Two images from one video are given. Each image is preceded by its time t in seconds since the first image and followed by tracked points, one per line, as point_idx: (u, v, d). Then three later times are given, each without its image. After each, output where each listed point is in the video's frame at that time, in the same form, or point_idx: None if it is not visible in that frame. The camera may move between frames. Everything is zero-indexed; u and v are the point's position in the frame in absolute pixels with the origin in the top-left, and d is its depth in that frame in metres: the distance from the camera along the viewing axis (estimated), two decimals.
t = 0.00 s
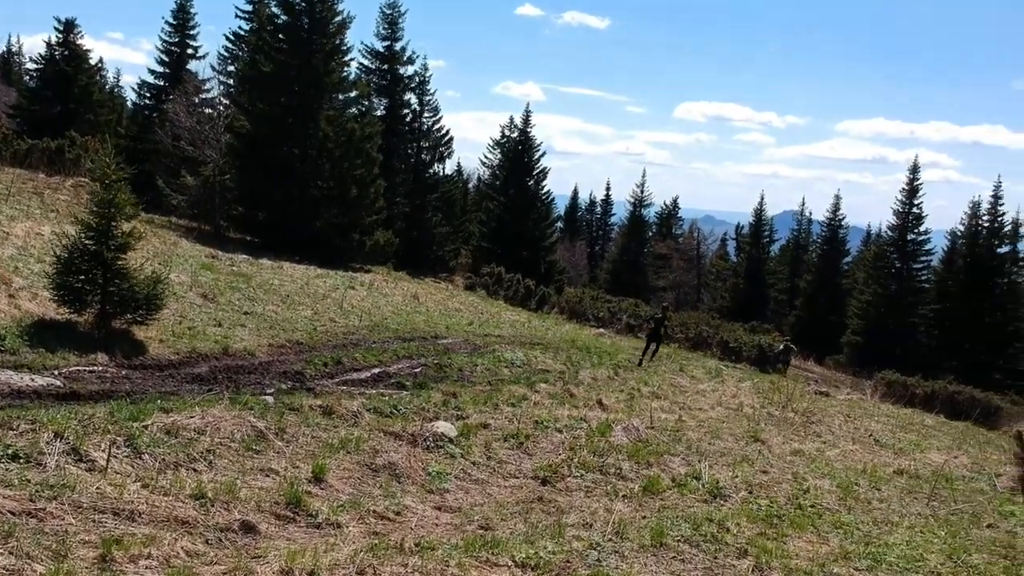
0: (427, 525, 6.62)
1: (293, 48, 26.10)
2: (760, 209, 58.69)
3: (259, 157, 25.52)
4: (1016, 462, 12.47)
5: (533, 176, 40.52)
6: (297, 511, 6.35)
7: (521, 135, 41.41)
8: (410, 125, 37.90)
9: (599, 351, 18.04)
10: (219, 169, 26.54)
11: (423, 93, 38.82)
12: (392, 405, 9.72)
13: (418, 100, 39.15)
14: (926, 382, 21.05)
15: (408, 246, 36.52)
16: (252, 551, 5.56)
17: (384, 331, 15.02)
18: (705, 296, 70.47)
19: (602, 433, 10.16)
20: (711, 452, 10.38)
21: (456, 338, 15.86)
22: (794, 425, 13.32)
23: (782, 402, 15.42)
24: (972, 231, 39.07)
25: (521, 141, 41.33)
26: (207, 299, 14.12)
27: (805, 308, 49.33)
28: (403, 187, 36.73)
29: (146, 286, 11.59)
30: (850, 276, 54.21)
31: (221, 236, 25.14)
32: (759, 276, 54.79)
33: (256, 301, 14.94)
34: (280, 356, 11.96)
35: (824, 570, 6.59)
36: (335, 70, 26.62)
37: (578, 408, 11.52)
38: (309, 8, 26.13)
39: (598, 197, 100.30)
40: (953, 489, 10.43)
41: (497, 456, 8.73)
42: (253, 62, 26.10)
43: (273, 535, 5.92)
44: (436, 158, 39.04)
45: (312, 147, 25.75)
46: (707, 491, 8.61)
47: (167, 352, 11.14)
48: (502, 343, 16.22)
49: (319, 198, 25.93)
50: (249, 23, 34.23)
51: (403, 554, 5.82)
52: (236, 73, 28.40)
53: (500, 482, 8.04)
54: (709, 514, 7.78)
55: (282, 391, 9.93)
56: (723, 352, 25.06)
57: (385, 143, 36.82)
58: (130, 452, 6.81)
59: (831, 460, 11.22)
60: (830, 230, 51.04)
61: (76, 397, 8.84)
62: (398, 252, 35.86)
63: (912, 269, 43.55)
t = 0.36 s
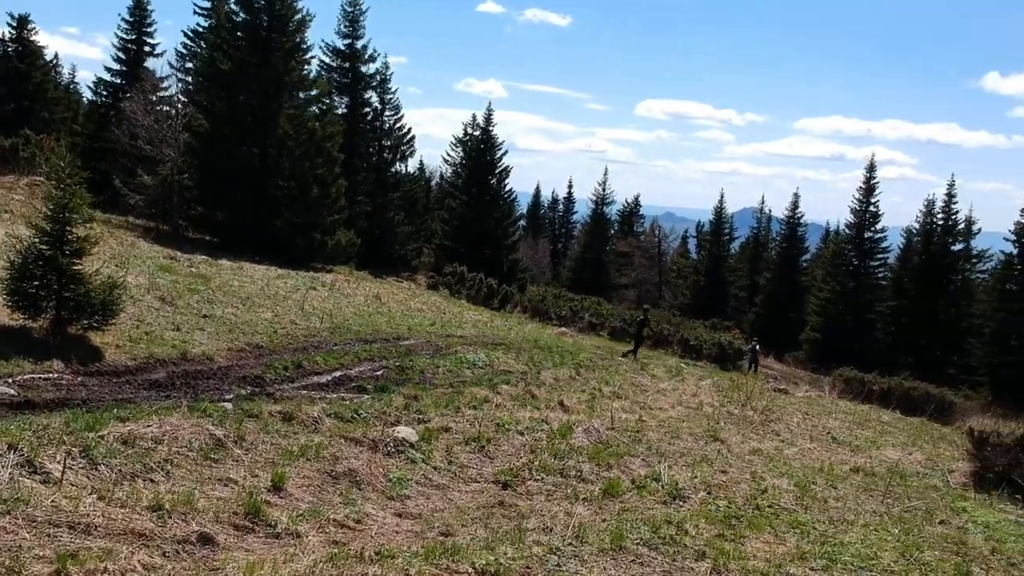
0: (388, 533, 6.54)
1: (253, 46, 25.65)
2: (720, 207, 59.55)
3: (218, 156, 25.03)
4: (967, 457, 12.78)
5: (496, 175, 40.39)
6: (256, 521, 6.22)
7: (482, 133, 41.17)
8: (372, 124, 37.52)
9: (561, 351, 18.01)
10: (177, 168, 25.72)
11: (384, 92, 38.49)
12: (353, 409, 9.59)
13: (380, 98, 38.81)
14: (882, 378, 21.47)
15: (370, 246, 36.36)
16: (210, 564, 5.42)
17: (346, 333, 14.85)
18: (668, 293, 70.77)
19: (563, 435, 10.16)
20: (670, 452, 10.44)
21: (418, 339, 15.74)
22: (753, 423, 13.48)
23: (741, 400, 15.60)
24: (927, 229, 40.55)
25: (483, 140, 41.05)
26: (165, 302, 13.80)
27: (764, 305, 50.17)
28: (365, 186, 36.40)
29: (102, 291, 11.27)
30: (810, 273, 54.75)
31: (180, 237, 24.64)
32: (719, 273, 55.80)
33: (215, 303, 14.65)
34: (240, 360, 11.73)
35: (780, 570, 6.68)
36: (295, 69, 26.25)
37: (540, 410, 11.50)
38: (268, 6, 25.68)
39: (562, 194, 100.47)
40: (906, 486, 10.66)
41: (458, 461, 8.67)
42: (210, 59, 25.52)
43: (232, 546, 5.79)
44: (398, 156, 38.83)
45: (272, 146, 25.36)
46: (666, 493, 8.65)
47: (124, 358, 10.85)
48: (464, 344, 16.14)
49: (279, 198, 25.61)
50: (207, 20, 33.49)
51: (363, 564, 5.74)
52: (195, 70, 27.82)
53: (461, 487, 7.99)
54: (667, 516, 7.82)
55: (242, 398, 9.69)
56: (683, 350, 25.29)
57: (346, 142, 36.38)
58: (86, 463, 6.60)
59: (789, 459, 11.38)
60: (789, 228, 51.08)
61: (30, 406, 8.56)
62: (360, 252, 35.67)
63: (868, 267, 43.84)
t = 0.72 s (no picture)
0: (343, 542, 6.44)
1: (206, 44, 25.18)
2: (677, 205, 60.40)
3: (172, 155, 24.42)
4: (916, 453, 13.08)
5: (454, 174, 40.24)
6: (209, 532, 6.06)
7: (440, 132, 40.92)
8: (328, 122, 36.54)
9: (519, 350, 17.99)
10: (130, 168, 25.09)
11: (341, 90, 38.12)
12: (308, 415, 9.43)
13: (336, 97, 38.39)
14: (835, 374, 21.89)
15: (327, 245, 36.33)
16: None
17: (302, 335, 14.62)
18: (625, 290, 71.45)
19: (520, 437, 10.14)
20: (626, 453, 10.50)
21: (376, 340, 15.59)
22: (709, 422, 13.63)
23: (697, 398, 15.76)
24: (881, 227, 42.19)
25: (441, 138, 40.76)
26: (117, 305, 13.41)
27: (720, 302, 50.79)
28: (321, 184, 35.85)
29: (52, 297, 10.91)
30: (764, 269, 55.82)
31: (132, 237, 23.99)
32: (675, 270, 56.80)
33: (169, 306, 14.32)
34: (194, 365, 11.45)
35: (733, 572, 6.77)
36: (250, 67, 25.87)
37: (498, 412, 11.45)
38: (222, 3, 25.28)
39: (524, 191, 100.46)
40: (858, 483, 10.87)
41: (415, 466, 8.59)
42: (162, 56, 24.90)
43: (185, 559, 5.63)
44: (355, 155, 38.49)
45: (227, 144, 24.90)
46: (622, 494, 8.69)
47: (75, 365, 10.52)
48: (422, 345, 16.02)
49: (234, 198, 25.24)
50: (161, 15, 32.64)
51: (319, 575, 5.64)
52: (147, 67, 27.16)
53: (418, 493, 7.91)
54: (623, 518, 7.85)
55: (197, 406, 9.39)
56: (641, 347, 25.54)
57: (301, 141, 35.35)
58: (33, 475, 6.35)
59: (744, 457, 11.51)
60: (744, 225, 51.58)
61: None
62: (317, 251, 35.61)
63: (823, 264, 44.72)
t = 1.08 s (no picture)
0: (301, 552, 6.32)
1: (162, 41, 24.64)
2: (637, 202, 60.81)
3: (127, 155, 23.87)
4: (871, 450, 13.36)
5: (415, 172, 40.05)
6: (163, 546, 5.89)
7: (401, 129, 40.72)
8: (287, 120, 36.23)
9: (479, 350, 17.93)
10: (84, 167, 24.40)
11: (300, 88, 37.72)
12: (266, 421, 9.26)
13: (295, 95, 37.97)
14: (792, 371, 22.25)
15: (285, 245, 35.62)
16: None
17: (261, 338, 14.36)
18: (587, 288, 71.98)
19: (480, 441, 10.10)
20: (586, 454, 10.52)
21: (336, 342, 15.40)
22: (668, 421, 13.74)
23: (657, 397, 15.88)
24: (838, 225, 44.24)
25: (401, 136, 40.43)
26: (70, 309, 13.02)
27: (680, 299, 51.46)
28: (281, 183, 35.20)
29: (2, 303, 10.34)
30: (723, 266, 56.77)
31: (87, 237, 23.34)
32: (637, 267, 57.23)
33: (124, 309, 13.95)
34: (150, 372, 11.12)
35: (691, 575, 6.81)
36: (208, 65, 25.43)
37: (458, 415, 11.38)
38: None
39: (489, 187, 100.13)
40: (815, 482, 11.05)
41: (374, 472, 8.50)
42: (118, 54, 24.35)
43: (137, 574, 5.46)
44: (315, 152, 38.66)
45: (184, 143, 24.44)
46: (581, 497, 8.70)
47: (25, 372, 9.96)
48: (383, 346, 15.86)
49: (192, 198, 24.79)
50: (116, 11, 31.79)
51: None
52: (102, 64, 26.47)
53: (376, 500, 7.82)
54: (582, 522, 7.85)
55: (153, 415, 9.09)
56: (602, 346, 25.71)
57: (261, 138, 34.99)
58: None
59: (703, 457, 11.61)
60: (704, 222, 52.25)
61: None
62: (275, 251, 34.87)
63: (781, 260, 44.13)
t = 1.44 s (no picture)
0: (266, 564, 6.20)
1: (128, 38, 24.10)
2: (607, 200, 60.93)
3: (91, 153, 23.41)
4: (839, 449, 13.53)
5: (385, 170, 39.74)
6: (124, 560, 5.72)
7: (371, 127, 40.42)
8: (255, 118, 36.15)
9: (449, 350, 17.85)
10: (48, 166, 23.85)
11: (268, 86, 37.24)
12: (232, 428, 9.11)
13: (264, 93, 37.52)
14: (761, 369, 22.49)
15: (252, 246, 34.45)
16: None
17: (228, 341, 14.12)
18: (558, 286, 72.13)
19: (449, 445, 10.05)
20: (556, 457, 10.53)
21: (305, 344, 15.21)
22: (638, 422, 13.82)
23: (627, 397, 15.95)
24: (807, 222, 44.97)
25: (371, 134, 40.11)
26: (33, 312, 12.70)
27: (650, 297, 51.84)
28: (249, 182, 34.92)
29: None
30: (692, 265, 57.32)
31: (51, 237, 22.85)
32: (607, 266, 57.33)
33: (87, 312, 13.63)
34: (115, 377, 10.86)
35: None
36: (174, 63, 24.89)
37: (428, 418, 11.31)
38: None
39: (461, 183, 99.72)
40: (783, 482, 11.16)
41: (342, 479, 8.41)
42: (82, 51, 23.94)
43: None
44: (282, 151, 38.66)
45: (150, 142, 23.99)
46: (551, 502, 8.68)
47: None
48: (352, 347, 15.70)
49: (158, 197, 24.31)
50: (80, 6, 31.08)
51: None
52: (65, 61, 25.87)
53: (344, 507, 7.72)
54: (551, 528, 7.83)
55: (115, 422, 8.91)
56: (573, 344, 25.75)
57: (229, 137, 34.79)
58: None
59: (672, 458, 11.67)
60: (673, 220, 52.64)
61: None
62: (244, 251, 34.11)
63: (750, 257, 44.42)
